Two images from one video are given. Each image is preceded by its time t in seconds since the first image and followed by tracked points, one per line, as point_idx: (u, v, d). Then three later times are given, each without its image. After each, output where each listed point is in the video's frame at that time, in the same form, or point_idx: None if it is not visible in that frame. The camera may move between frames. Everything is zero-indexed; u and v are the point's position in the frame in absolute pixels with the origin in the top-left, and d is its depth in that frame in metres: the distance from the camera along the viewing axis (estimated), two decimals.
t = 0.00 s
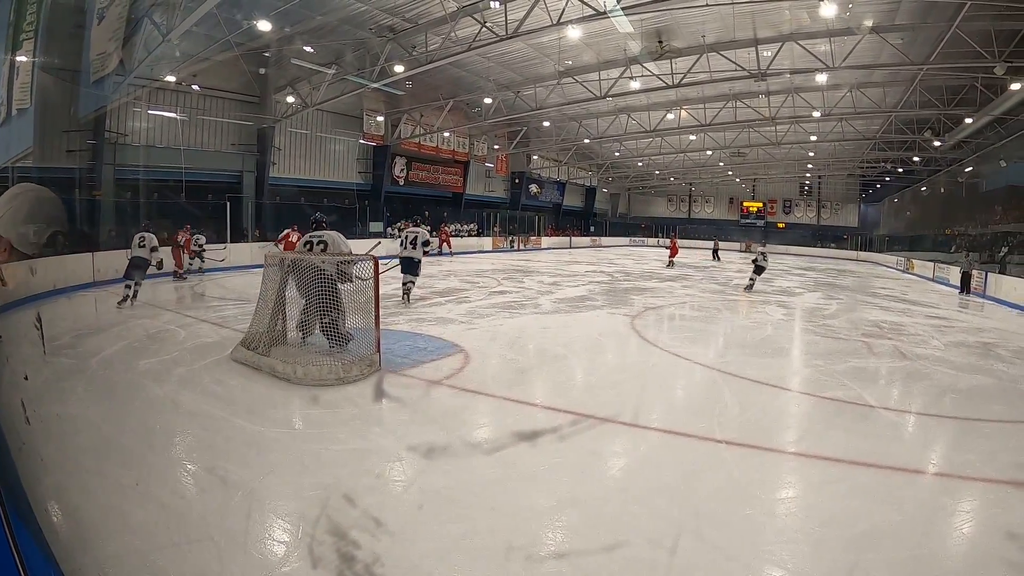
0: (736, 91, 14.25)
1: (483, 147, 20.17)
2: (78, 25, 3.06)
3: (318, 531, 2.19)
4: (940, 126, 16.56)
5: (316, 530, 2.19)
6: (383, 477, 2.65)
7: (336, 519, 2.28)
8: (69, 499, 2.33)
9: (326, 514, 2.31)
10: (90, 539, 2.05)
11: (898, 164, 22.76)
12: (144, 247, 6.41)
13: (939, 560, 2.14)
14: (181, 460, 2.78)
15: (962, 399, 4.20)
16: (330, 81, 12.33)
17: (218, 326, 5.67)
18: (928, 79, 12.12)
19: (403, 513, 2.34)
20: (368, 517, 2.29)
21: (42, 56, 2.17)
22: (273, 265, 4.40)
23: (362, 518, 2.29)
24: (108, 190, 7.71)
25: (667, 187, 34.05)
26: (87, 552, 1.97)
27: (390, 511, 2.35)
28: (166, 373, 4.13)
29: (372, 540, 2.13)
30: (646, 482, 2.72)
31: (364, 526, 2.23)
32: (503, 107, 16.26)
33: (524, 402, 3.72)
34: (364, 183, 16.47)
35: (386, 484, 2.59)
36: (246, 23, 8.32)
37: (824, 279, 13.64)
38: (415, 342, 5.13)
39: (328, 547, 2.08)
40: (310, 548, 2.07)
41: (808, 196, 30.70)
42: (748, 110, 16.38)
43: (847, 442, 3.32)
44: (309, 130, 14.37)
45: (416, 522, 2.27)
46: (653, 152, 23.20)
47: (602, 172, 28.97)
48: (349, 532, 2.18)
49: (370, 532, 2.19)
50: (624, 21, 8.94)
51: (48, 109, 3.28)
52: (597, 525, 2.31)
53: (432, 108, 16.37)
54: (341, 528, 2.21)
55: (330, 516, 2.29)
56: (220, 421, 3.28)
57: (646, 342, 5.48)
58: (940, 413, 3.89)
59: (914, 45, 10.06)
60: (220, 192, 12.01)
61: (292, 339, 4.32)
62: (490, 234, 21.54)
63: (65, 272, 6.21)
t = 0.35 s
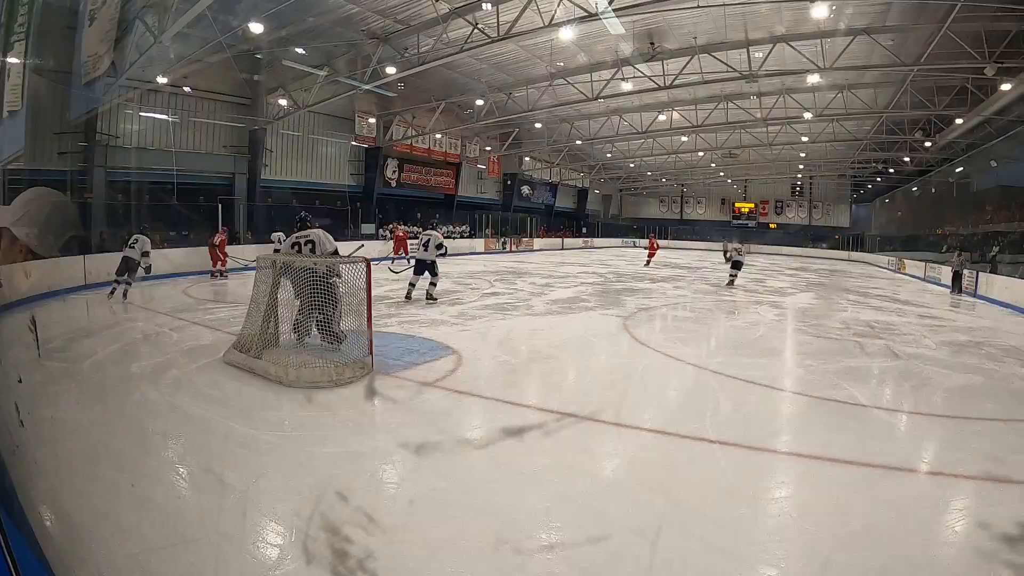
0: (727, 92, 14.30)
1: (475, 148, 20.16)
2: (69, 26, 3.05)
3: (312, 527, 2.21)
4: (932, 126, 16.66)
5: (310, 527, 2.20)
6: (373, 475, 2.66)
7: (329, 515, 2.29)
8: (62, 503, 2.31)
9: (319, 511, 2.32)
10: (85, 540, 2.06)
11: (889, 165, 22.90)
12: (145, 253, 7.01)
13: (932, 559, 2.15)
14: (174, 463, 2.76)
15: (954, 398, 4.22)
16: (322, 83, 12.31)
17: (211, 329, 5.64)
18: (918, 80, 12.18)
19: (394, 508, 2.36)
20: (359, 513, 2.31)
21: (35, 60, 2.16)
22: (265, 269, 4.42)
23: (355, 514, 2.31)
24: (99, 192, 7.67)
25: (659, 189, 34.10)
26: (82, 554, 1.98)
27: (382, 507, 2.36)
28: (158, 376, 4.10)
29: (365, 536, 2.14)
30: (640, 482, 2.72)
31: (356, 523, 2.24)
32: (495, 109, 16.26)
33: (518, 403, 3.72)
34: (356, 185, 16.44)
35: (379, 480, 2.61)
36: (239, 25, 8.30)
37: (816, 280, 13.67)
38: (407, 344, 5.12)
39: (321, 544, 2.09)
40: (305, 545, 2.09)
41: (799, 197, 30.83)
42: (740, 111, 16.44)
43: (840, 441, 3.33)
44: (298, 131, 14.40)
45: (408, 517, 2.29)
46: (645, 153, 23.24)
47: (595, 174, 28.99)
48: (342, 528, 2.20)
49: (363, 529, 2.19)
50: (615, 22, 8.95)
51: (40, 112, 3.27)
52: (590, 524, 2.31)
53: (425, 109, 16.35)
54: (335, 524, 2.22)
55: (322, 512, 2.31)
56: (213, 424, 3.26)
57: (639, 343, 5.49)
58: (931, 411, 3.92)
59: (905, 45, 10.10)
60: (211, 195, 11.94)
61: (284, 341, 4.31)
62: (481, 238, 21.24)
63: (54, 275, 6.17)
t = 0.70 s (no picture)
0: (716, 91, 14.34)
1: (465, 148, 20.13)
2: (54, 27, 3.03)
3: (279, 521, 2.26)
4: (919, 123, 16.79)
5: (277, 521, 2.26)
6: (333, 469, 2.74)
7: (295, 510, 2.35)
8: (52, 508, 2.30)
9: (284, 505, 2.38)
10: (75, 543, 2.05)
11: (878, 162, 23.04)
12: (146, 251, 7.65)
13: (923, 553, 2.16)
14: (165, 466, 2.74)
15: (943, 392, 4.25)
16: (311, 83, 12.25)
17: (201, 331, 5.61)
18: (906, 77, 12.24)
19: (353, 500, 2.43)
20: (323, 508, 2.36)
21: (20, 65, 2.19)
22: (255, 270, 4.38)
23: (318, 507, 2.37)
24: (88, 196, 7.63)
25: (648, 187, 34.13)
26: (71, 558, 1.96)
27: (342, 501, 2.43)
28: (148, 379, 4.07)
29: (328, 529, 2.21)
30: (633, 480, 2.72)
31: (320, 516, 2.30)
32: (485, 108, 16.26)
33: (509, 402, 3.72)
34: (344, 185, 16.38)
35: (339, 474, 2.68)
36: (228, 26, 8.27)
37: (806, 276, 13.73)
38: (398, 344, 5.11)
39: (286, 537, 2.14)
40: (272, 539, 2.13)
41: (789, 195, 30.97)
42: (729, 109, 16.48)
43: (832, 437, 3.35)
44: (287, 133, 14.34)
45: (368, 510, 2.35)
46: (635, 151, 23.26)
47: (584, 172, 28.99)
48: (306, 522, 2.25)
49: (325, 522, 2.25)
50: (603, 22, 8.97)
51: (29, 116, 3.25)
52: (583, 522, 2.32)
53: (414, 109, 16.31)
54: (299, 518, 2.28)
55: (288, 506, 2.37)
56: (204, 427, 3.25)
57: (630, 341, 5.49)
58: (924, 406, 3.95)
59: (893, 43, 10.16)
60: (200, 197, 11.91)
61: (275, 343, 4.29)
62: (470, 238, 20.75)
63: (43, 278, 6.13)
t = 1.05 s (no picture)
0: (703, 91, 14.41)
1: (452, 149, 20.11)
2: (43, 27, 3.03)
3: (232, 513, 2.33)
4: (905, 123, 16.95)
5: (230, 513, 2.33)
6: (279, 463, 2.82)
7: (245, 502, 2.43)
8: (40, 513, 2.28)
9: (236, 497, 2.46)
10: (63, 548, 2.03)
11: (865, 162, 23.25)
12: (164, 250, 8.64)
13: (912, 551, 2.17)
14: (154, 470, 2.72)
15: (929, 390, 4.30)
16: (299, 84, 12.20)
17: (188, 334, 5.57)
18: (891, 77, 12.34)
19: (297, 493, 2.52)
20: (270, 500, 2.44)
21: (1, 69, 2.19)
22: (241, 270, 4.34)
23: (266, 500, 2.45)
24: (74, 198, 7.56)
25: (636, 187, 34.23)
26: (57, 563, 1.94)
27: (289, 493, 2.52)
28: (135, 383, 4.05)
29: (276, 520, 2.28)
30: (622, 480, 2.73)
31: (266, 507, 2.38)
32: (472, 109, 16.26)
33: (498, 403, 3.72)
34: (331, 186, 16.37)
35: (285, 468, 2.77)
36: (215, 27, 8.22)
37: (793, 276, 13.82)
38: (386, 345, 5.10)
39: (241, 530, 2.20)
40: (227, 532, 2.19)
41: (776, 194, 31.19)
42: (716, 110, 16.56)
43: (819, 435, 3.38)
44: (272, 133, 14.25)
45: (313, 502, 2.43)
46: (623, 152, 23.32)
47: (572, 173, 29.03)
48: (255, 514, 2.32)
49: (272, 514, 2.33)
50: (590, 22, 8.98)
51: (15, 118, 3.23)
52: (572, 522, 2.32)
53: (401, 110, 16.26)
54: (249, 510, 2.35)
55: (239, 499, 2.45)
56: (193, 430, 3.22)
57: (618, 341, 5.51)
58: (911, 404, 3.98)
59: (878, 44, 10.23)
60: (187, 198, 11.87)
61: (263, 344, 4.27)
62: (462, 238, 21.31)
63: (29, 281, 6.05)
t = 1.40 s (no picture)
0: (700, 91, 14.41)
1: (450, 149, 20.10)
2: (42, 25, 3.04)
3: (224, 512, 2.34)
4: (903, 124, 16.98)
5: (222, 512, 2.33)
6: (271, 461, 2.83)
7: (237, 500, 2.44)
8: (34, 514, 2.27)
9: (229, 495, 2.48)
10: (57, 548, 2.03)
11: (863, 162, 23.27)
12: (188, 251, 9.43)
13: (908, 552, 2.17)
14: (148, 471, 2.71)
15: (926, 390, 4.30)
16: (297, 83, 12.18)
17: (185, 333, 5.57)
18: (889, 77, 12.36)
19: (290, 490, 2.54)
20: (262, 498, 2.45)
21: None
22: (239, 270, 4.34)
23: (259, 497, 2.47)
24: (71, 197, 7.53)
25: (634, 187, 34.25)
26: (51, 563, 1.94)
27: (281, 491, 2.53)
28: (132, 382, 4.05)
29: (269, 518, 2.29)
30: (618, 480, 2.73)
31: (259, 506, 2.40)
32: (470, 108, 16.24)
33: (494, 403, 3.72)
34: (329, 186, 16.38)
35: (277, 466, 2.79)
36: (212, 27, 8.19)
37: (791, 275, 13.83)
38: (383, 345, 5.10)
39: (234, 528, 2.21)
40: (220, 531, 2.19)
41: (773, 195, 31.23)
42: (713, 110, 16.57)
43: (816, 435, 3.38)
44: (269, 133, 14.22)
45: (305, 500, 2.44)
46: (621, 152, 23.33)
47: (570, 173, 29.03)
48: (249, 512, 2.33)
49: (264, 512, 2.34)
50: (588, 22, 8.98)
51: (12, 117, 3.23)
52: (568, 523, 2.32)
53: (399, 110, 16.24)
54: (242, 509, 2.36)
55: (232, 497, 2.46)
56: (188, 430, 3.22)
57: (615, 341, 5.51)
58: (908, 404, 3.98)
59: (877, 44, 10.24)
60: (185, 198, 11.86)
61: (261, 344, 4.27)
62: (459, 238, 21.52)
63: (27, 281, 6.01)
